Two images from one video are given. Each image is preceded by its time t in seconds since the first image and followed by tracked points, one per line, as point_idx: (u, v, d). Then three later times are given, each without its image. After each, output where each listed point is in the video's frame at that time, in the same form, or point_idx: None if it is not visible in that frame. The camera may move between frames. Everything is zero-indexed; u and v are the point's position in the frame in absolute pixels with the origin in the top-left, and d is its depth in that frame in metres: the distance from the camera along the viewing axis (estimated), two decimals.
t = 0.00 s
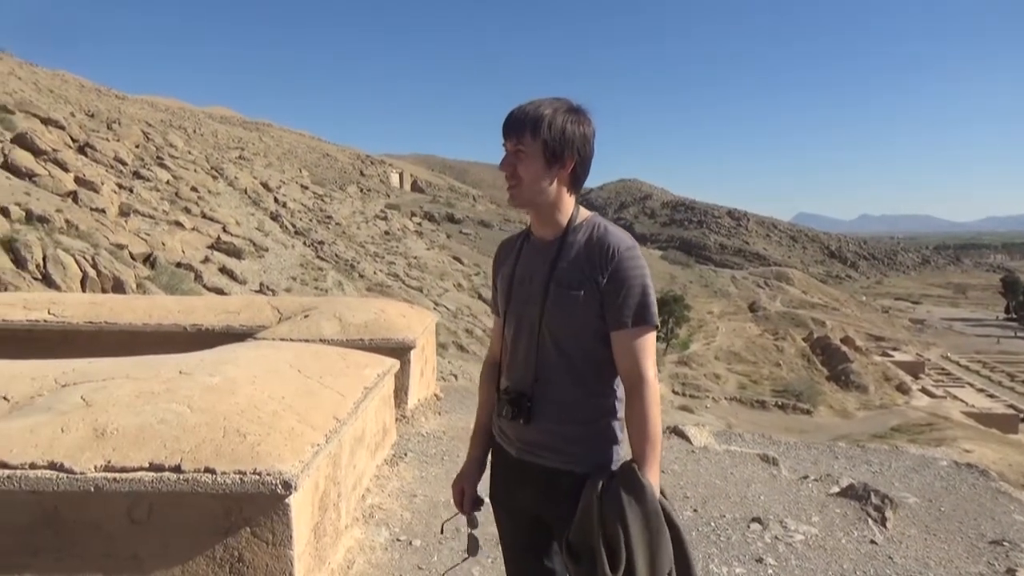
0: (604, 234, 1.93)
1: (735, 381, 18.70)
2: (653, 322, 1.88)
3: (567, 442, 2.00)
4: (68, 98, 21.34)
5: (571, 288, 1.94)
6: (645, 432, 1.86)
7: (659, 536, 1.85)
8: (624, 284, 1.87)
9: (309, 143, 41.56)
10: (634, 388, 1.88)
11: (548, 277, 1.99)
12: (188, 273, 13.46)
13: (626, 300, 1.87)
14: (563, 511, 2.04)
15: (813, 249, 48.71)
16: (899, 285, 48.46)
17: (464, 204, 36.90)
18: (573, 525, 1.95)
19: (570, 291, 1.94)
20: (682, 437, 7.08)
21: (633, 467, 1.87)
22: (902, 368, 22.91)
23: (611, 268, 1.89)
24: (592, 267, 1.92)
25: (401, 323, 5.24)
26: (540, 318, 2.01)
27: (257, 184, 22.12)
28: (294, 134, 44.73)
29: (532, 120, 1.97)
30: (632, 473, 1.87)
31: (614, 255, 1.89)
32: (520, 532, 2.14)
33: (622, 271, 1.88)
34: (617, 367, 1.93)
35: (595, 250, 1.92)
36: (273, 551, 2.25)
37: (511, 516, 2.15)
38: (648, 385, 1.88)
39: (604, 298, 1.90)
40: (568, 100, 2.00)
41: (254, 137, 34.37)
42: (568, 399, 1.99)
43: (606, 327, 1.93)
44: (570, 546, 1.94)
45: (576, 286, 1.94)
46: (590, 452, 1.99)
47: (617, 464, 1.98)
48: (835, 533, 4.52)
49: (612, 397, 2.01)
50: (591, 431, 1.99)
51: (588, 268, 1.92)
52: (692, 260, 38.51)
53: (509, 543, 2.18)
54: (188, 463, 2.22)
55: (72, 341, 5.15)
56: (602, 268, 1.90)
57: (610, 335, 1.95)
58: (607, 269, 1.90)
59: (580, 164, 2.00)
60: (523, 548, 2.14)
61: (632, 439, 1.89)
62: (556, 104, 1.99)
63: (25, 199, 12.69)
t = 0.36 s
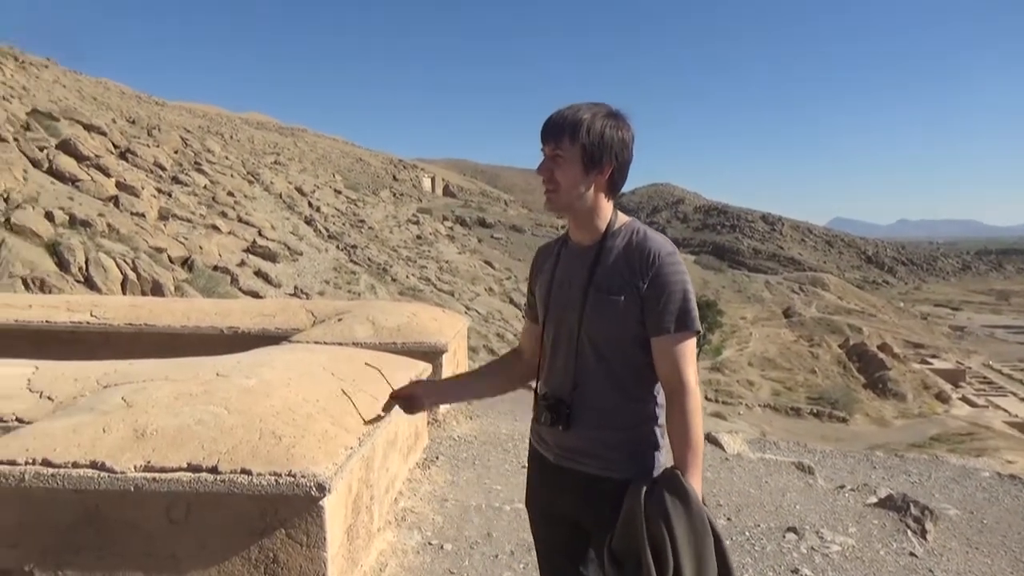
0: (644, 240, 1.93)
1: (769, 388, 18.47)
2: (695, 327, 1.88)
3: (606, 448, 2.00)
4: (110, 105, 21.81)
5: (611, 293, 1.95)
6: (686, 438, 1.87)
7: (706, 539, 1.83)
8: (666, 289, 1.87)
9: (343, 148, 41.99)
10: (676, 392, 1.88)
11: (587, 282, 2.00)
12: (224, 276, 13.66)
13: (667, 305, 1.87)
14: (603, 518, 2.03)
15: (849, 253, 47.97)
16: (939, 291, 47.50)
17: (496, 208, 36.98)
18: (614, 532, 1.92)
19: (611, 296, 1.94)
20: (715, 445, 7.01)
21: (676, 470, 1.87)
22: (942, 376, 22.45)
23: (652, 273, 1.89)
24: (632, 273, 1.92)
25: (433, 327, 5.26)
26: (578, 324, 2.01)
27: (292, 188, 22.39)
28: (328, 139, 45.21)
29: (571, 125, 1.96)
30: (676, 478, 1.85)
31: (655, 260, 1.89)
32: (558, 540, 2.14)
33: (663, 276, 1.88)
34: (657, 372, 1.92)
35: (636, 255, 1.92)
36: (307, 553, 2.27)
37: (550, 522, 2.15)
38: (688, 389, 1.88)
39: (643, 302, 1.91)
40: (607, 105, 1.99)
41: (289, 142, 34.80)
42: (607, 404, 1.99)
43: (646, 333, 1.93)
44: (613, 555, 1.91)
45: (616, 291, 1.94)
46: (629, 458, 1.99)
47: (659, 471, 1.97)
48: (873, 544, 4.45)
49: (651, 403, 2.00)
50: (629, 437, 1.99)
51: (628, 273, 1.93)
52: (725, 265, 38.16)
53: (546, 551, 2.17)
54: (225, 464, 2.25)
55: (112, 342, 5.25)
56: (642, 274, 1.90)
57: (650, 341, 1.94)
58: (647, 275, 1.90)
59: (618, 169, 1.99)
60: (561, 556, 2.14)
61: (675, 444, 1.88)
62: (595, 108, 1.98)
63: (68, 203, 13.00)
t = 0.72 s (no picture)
0: (664, 241, 1.91)
1: (800, 393, 18.25)
2: (715, 328, 1.85)
3: (623, 450, 1.98)
4: (146, 109, 22.20)
5: (630, 295, 1.94)
6: (706, 442, 1.83)
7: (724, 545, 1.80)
8: (685, 292, 1.85)
9: (373, 151, 42.30)
10: (695, 397, 1.85)
11: (606, 285, 1.99)
12: (256, 277, 13.82)
13: (686, 308, 1.85)
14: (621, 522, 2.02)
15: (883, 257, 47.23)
16: (976, 295, 46.56)
17: (525, 211, 37.00)
18: (632, 537, 1.91)
19: (629, 299, 1.93)
20: (741, 450, 6.93)
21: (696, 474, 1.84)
22: (978, 383, 22.00)
23: (671, 275, 1.87)
24: (651, 275, 1.90)
25: (457, 329, 5.26)
26: (596, 326, 2.01)
27: (323, 191, 22.61)
28: (359, 142, 45.56)
29: (590, 126, 1.95)
30: (695, 484, 1.82)
31: (674, 262, 1.87)
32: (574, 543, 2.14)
33: (683, 279, 1.86)
34: (675, 375, 1.90)
35: (655, 257, 1.90)
36: (325, 552, 2.28)
37: (567, 525, 2.14)
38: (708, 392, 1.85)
39: (662, 303, 1.89)
40: (627, 104, 1.98)
41: (320, 146, 35.15)
42: (625, 407, 1.98)
43: (665, 336, 1.91)
44: (630, 560, 1.89)
45: (634, 293, 1.93)
46: (647, 463, 1.97)
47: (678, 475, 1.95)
48: (901, 554, 4.37)
49: (670, 405, 1.98)
50: (647, 439, 1.97)
51: (647, 275, 1.91)
52: (756, 269, 37.79)
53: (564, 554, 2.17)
54: (245, 464, 2.28)
55: (143, 342, 5.34)
56: (661, 276, 1.89)
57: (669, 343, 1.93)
58: (666, 277, 1.88)
59: (639, 169, 1.97)
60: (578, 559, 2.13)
61: (693, 449, 1.85)
62: (614, 109, 1.97)
63: (105, 205, 13.25)
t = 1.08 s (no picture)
0: (688, 243, 1.88)
1: (837, 397, 17.97)
2: (739, 333, 1.82)
3: (641, 452, 1.97)
4: (185, 114, 22.61)
5: (652, 296, 1.91)
6: (726, 449, 1.79)
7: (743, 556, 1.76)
8: (709, 293, 1.82)
9: (407, 154, 42.60)
10: (716, 401, 1.81)
11: (628, 285, 1.97)
12: (291, 279, 13.98)
13: (709, 310, 1.82)
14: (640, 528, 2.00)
15: (924, 257, 46.33)
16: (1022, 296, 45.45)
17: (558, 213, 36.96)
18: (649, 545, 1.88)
19: (650, 300, 1.91)
20: (772, 454, 6.86)
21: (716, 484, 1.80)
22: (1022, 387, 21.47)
23: (695, 276, 1.84)
24: (674, 276, 1.88)
25: (484, 331, 5.28)
26: (617, 327, 2.00)
27: (357, 194, 22.82)
28: (393, 146, 45.92)
29: (619, 125, 1.91)
30: (714, 490, 1.79)
31: (698, 263, 1.84)
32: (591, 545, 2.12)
33: (706, 280, 1.83)
34: (697, 379, 1.87)
35: (679, 258, 1.88)
36: (345, 550, 2.31)
37: (584, 526, 2.13)
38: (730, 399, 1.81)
39: (684, 306, 1.86)
40: (657, 103, 1.94)
41: (354, 149, 35.48)
42: (644, 410, 1.97)
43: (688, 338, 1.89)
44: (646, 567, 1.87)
45: (656, 294, 1.91)
46: (666, 466, 1.96)
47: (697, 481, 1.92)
48: (934, 561, 4.29)
49: (691, 410, 1.96)
50: (668, 444, 1.95)
51: (670, 276, 1.89)
52: (792, 270, 37.33)
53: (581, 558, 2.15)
54: (267, 462, 2.31)
55: (177, 343, 5.43)
56: (685, 277, 1.86)
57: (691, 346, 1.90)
58: (690, 278, 1.85)
59: (666, 169, 1.93)
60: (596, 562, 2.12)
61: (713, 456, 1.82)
62: (644, 107, 1.93)
63: (145, 209, 13.52)
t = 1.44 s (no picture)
0: (704, 240, 1.83)
1: (875, 399, 17.69)
2: (760, 330, 1.74)
3: (663, 455, 1.92)
4: (223, 119, 23.01)
5: (670, 296, 1.87)
6: (750, 448, 1.72)
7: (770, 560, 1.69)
8: (726, 290, 1.76)
9: (440, 156, 42.83)
10: (738, 400, 1.74)
11: (646, 286, 1.94)
12: (325, 281, 14.14)
13: (726, 308, 1.75)
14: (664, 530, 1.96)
15: (967, 257, 45.34)
16: None
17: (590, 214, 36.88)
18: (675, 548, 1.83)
19: (668, 299, 1.87)
20: (804, 457, 6.78)
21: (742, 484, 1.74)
22: None
23: (711, 274, 1.79)
24: (691, 275, 1.83)
25: (511, 332, 5.30)
26: (636, 328, 1.96)
27: (391, 196, 23.01)
28: (427, 148, 46.22)
29: (633, 124, 1.90)
30: (739, 491, 1.73)
31: (714, 261, 1.79)
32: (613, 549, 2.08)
33: (722, 277, 1.77)
34: (720, 379, 1.81)
35: (695, 257, 1.83)
36: (368, 547, 2.35)
37: (606, 530, 2.09)
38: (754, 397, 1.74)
39: (701, 305, 1.81)
40: (672, 103, 1.92)
41: (388, 152, 35.78)
42: (665, 411, 1.92)
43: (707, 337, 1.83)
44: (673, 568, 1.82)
45: (674, 294, 1.86)
46: (689, 468, 1.90)
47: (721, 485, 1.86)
48: (967, 568, 4.21)
49: (714, 412, 1.90)
50: (690, 446, 1.90)
51: (687, 275, 1.84)
52: (829, 271, 36.83)
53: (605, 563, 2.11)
54: (293, 460, 2.36)
55: (211, 343, 5.53)
56: (700, 276, 1.81)
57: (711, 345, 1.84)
58: (706, 276, 1.80)
59: (682, 169, 1.91)
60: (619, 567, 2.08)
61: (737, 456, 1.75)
62: (659, 106, 1.92)
63: (184, 212, 13.79)
